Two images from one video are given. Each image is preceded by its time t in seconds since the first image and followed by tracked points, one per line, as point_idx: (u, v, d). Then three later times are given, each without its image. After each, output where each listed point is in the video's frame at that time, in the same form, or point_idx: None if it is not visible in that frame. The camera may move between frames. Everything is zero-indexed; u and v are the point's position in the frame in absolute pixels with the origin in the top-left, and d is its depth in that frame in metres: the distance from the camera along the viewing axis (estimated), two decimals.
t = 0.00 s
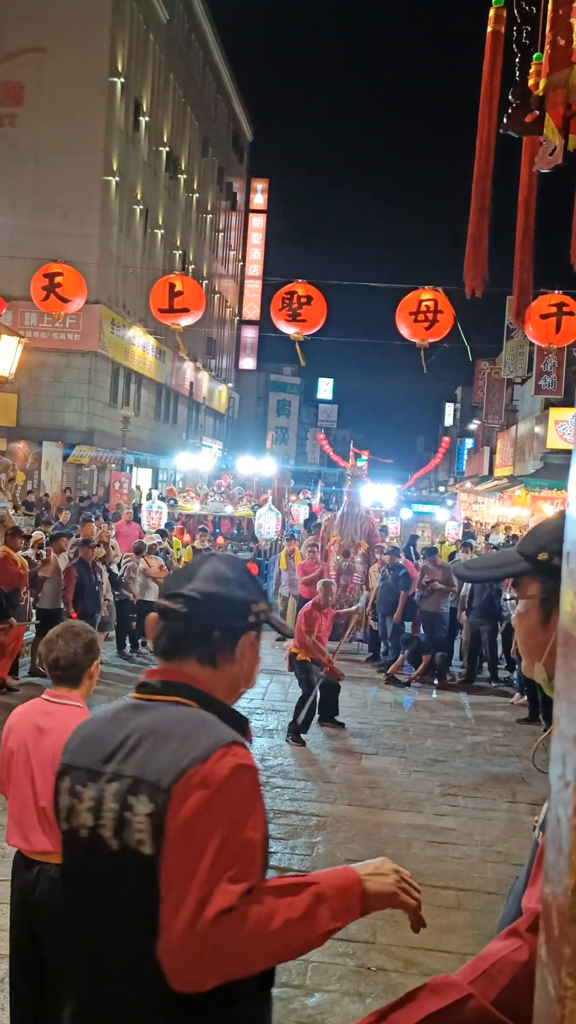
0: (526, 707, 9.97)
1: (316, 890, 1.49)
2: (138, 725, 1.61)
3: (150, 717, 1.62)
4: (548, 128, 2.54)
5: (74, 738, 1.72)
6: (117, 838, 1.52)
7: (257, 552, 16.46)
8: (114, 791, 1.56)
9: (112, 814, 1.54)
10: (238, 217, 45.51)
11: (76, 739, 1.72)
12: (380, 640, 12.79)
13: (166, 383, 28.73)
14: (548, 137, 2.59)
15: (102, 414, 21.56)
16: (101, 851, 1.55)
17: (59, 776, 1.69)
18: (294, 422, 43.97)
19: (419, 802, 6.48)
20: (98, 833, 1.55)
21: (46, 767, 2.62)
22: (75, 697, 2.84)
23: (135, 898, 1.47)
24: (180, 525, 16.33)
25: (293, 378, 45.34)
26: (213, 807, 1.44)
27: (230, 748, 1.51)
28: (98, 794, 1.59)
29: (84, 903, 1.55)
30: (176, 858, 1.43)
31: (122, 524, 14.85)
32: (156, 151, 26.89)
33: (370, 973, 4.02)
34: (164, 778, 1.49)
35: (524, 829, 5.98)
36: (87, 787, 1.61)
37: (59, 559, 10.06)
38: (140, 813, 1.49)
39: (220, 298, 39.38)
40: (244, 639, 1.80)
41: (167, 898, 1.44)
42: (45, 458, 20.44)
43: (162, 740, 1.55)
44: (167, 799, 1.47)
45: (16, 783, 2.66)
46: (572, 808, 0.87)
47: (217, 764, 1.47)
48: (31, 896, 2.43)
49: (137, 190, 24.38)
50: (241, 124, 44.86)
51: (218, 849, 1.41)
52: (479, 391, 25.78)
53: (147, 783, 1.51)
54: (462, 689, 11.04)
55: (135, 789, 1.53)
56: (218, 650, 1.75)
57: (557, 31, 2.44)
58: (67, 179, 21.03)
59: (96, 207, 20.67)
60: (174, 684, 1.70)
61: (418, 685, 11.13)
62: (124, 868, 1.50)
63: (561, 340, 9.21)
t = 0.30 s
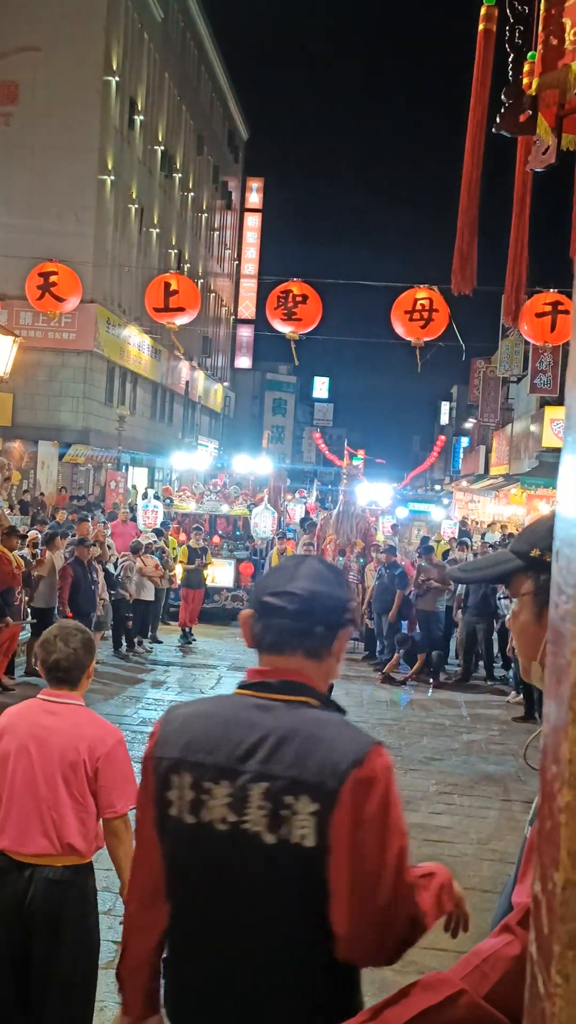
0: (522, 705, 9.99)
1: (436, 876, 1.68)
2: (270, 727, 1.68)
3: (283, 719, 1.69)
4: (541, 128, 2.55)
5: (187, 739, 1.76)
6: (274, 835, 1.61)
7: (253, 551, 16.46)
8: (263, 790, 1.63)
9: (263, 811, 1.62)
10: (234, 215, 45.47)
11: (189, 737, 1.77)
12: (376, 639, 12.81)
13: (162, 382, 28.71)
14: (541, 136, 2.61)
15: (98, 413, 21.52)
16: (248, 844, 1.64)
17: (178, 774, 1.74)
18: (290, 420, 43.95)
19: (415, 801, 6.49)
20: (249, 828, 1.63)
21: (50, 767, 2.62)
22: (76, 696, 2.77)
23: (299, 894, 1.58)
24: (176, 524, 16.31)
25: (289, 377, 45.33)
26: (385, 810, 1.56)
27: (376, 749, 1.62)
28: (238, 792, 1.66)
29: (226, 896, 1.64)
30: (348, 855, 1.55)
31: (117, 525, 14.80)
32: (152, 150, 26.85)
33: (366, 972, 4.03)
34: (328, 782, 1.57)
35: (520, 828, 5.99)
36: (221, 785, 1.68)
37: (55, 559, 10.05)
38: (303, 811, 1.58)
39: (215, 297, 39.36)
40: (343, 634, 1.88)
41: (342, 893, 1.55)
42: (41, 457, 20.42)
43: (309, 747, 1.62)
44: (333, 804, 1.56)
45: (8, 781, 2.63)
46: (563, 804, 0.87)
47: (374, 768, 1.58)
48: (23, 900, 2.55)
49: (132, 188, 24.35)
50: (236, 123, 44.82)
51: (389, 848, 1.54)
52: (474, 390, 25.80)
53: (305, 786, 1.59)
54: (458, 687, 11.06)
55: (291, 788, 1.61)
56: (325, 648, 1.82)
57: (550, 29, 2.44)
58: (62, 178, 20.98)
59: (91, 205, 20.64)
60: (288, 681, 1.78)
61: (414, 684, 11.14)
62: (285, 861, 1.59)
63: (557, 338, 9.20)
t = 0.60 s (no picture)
0: (523, 704, 9.99)
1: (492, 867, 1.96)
2: (363, 716, 1.99)
3: (375, 710, 2.01)
4: (542, 126, 2.53)
5: (280, 721, 2.04)
6: (368, 815, 1.90)
7: (254, 551, 16.45)
8: (359, 776, 1.92)
9: (358, 795, 1.91)
10: (233, 216, 45.46)
11: (280, 719, 2.05)
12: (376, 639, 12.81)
13: (162, 382, 28.68)
14: (542, 135, 2.58)
15: (98, 413, 21.52)
16: (340, 824, 1.91)
17: (272, 753, 2.01)
18: (290, 420, 43.92)
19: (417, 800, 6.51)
20: (343, 808, 1.92)
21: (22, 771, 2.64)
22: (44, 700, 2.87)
23: (389, 865, 1.89)
24: (176, 525, 16.30)
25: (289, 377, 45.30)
26: (474, 796, 1.91)
27: (461, 745, 1.97)
28: (335, 777, 1.94)
29: (312, 866, 1.92)
30: (438, 827, 1.89)
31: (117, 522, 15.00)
32: (151, 151, 26.86)
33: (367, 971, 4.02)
34: (427, 770, 1.89)
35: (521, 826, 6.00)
36: (317, 769, 1.96)
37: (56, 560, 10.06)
38: (399, 797, 1.89)
39: (215, 297, 39.33)
40: (418, 628, 2.23)
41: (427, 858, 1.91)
42: (41, 458, 20.41)
43: (403, 738, 1.94)
44: (430, 786, 1.89)
45: None
46: (562, 801, 0.86)
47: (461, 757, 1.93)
48: None
49: (132, 189, 24.34)
50: (235, 123, 44.81)
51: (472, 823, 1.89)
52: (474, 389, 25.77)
53: (401, 772, 1.90)
54: (459, 686, 11.06)
55: (390, 776, 1.90)
56: (403, 641, 2.17)
57: (550, 29, 2.45)
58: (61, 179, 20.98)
59: (91, 206, 20.66)
60: (378, 674, 2.11)
61: (416, 683, 11.15)
62: (377, 838, 1.89)
63: (556, 337, 9.19)
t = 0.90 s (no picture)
0: (522, 703, 10.01)
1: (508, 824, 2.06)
2: (393, 707, 2.19)
3: (405, 702, 2.19)
4: (547, 124, 2.53)
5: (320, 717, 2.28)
6: (399, 797, 2.07)
7: (254, 549, 16.45)
8: (388, 760, 2.12)
9: (389, 779, 2.10)
10: (234, 212, 45.39)
11: (320, 716, 2.28)
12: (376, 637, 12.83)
13: (163, 380, 28.65)
14: (546, 133, 2.58)
15: (99, 411, 21.51)
16: (372, 808, 2.10)
17: (315, 746, 2.24)
18: (291, 418, 43.91)
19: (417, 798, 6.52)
20: (373, 792, 2.11)
21: None
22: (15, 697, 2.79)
23: (416, 845, 2.05)
24: (176, 523, 16.28)
25: (290, 375, 45.29)
26: (498, 778, 2.08)
27: (487, 732, 2.14)
28: (368, 763, 2.14)
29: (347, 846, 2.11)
30: (463, 809, 2.04)
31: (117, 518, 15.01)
32: (152, 148, 26.83)
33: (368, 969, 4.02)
34: (451, 755, 2.07)
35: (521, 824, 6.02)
36: (355, 757, 2.17)
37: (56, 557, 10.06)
38: (425, 778, 2.06)
39: (215, 294, 39.29)
40: (455, 623, 2.39)
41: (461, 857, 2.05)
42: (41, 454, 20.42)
43: (430, 728, 2.12)
44: (453, 771, 2.06)
45: None
46: (565, 799, 0.86)
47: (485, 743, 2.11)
48: None
49: (132, 185, 24.29)
50: (236, 121, 44.75)
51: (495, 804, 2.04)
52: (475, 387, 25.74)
53: (427, 757, 2.08)
54: (458, 684, 11.07)
55: (416, 760, 2.08)
56: (439, 638, 2.34)
57: (554, 26, 2.44)
58: (62, 176, 20.95)
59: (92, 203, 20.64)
60: (418, 668, 2.30)
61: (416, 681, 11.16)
62: (404, 820, 2.06)
63: (557, 335, 9.19)
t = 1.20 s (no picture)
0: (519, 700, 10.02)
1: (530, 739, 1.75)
2: (430, 682, 2.19)
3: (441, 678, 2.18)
4: (542, 119, 2.51)
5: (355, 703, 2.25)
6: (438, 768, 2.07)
7: (251, 547, 16.44)
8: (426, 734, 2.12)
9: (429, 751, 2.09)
10: (230, 210, 45.31)
11: (363, 698, 2.26)
12: (373, 634, 12.84)
13: (159, 378, 28.60)
14: (542, 127, 2.56)
15: (95, 410, 21.48)
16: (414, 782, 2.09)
17: (357, 730, 2.21)
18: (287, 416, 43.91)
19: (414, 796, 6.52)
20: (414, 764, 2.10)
21: None
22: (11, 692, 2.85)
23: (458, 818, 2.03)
24: (173, 522, 16.27)
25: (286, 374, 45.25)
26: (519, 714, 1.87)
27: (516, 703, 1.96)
28: (408, 740, 2.13)
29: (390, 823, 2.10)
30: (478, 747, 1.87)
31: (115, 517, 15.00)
32: (149, 145, 26.77)
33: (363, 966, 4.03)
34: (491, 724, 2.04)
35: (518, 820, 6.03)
36: (394, 734, 2.16)
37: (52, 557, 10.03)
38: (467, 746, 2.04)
39: (212, 292, 39.25)
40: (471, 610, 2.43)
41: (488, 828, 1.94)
42: (38, 452, 20.32)
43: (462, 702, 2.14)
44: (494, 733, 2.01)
45: None
46: (563, 799, 0.86)
47: (519, 708, 1.90)
48: None
49: (129, 183, 24.23)
50: (232, 119, 44.68)
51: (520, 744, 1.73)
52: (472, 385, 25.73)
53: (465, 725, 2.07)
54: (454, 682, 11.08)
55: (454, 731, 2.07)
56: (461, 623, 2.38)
57: (551, 21, 2.44)
58: (58, 174, 20.90)
59: (88, 201, 20.60)
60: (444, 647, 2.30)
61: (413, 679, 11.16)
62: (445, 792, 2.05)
63: (554, 333, 9.20)
